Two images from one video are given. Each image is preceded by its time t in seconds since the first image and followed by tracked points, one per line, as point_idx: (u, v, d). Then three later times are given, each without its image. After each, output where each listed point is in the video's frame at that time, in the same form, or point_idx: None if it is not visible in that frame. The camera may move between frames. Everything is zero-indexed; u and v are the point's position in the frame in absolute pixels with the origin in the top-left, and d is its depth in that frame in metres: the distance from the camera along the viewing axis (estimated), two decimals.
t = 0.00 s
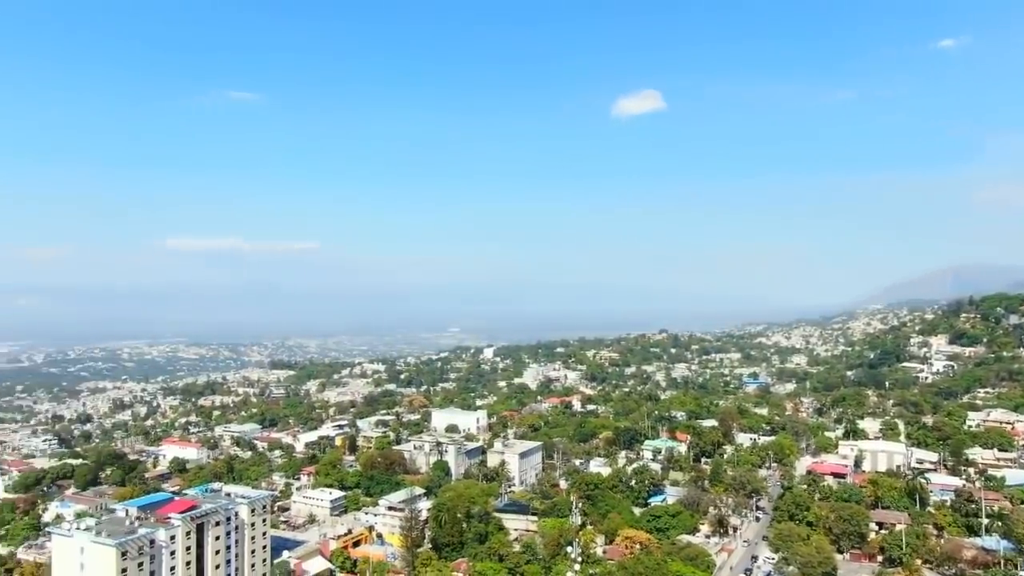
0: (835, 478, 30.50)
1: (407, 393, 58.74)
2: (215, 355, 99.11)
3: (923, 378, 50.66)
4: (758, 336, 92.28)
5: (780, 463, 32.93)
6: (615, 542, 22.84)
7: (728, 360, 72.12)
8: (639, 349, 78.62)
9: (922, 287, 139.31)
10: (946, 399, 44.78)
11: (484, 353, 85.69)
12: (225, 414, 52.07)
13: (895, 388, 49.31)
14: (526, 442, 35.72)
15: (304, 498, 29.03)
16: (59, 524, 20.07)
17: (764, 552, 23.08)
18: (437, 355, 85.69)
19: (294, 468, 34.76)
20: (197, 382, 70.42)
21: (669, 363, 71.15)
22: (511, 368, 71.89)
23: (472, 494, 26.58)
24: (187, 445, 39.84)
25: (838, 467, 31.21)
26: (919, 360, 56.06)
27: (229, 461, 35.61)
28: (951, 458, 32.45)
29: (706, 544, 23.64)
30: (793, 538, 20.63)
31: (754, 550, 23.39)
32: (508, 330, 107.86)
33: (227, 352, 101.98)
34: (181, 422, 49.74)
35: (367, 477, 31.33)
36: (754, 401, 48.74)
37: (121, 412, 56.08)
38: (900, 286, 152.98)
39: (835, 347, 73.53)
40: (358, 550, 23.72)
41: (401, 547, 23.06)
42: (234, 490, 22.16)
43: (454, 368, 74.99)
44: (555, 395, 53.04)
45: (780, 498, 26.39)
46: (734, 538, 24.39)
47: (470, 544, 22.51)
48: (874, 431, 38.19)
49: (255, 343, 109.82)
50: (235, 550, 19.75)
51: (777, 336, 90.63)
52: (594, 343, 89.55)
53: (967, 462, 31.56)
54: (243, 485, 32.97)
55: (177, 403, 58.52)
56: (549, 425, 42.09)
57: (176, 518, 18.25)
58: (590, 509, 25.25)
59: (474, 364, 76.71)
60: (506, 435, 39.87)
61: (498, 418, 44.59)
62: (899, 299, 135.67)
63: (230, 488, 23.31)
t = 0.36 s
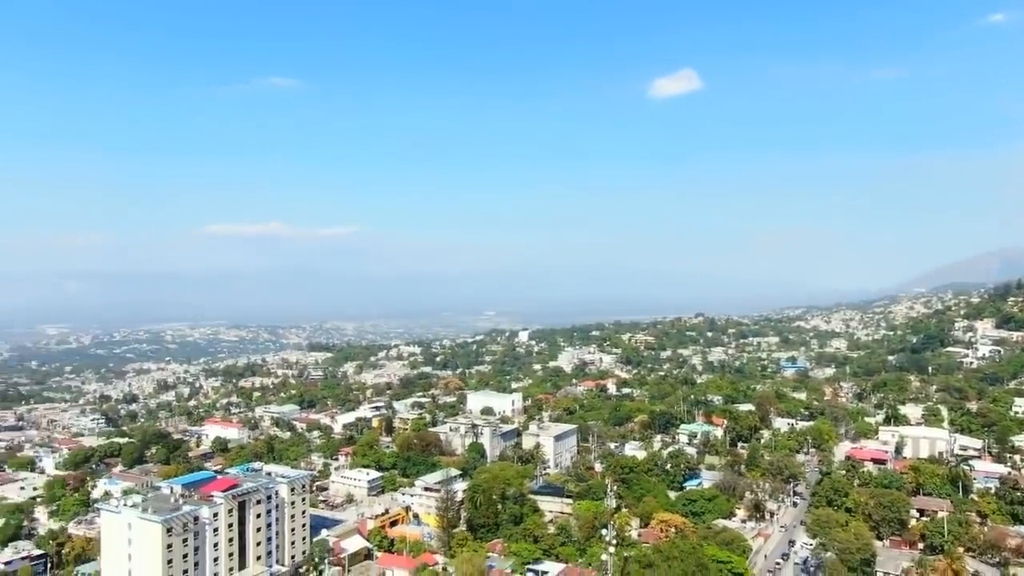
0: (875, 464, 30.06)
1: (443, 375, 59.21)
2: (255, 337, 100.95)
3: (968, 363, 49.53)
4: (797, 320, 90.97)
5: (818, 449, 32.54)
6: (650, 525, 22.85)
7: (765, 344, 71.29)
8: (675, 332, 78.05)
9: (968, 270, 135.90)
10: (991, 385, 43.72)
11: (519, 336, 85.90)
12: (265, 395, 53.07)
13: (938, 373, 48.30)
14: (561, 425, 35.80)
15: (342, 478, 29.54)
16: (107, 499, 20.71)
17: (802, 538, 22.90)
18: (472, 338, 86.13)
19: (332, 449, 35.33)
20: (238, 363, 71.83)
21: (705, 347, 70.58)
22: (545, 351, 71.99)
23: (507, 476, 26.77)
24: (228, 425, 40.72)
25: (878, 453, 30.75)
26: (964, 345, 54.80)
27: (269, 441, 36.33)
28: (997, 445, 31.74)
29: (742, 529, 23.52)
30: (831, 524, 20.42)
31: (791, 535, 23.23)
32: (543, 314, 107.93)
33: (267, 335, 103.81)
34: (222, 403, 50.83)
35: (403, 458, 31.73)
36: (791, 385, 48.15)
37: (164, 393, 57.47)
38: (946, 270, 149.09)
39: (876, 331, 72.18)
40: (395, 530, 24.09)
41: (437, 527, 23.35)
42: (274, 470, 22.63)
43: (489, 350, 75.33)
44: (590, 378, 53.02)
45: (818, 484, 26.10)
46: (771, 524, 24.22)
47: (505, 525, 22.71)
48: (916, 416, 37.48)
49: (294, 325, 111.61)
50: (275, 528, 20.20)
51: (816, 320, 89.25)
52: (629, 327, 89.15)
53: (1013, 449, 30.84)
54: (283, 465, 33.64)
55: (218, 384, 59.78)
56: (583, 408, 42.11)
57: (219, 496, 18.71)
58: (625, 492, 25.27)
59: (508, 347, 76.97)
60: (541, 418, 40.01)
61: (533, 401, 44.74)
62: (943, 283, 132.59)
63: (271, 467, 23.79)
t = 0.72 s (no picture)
0: (918, 467, 29.44)
1: (477, 375, 59.40)
2: (293, 337, 102.42)
3: (1015, 365, 48.21)
4: (836, 320, 89.46)
5: (858, 452, 31.94)
6: (686, 528, 22.66)
7: (804, 345, 70.24)
8: (712, 333, 77.24)
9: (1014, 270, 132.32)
10: None
11: (553, 336, 85.79)
12: (302, 394, 53.80)
13: (984, 376, 47.10)
14: (596, 426, 35.68)
15: (378, 476, 29.80)
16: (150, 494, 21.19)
17: (841, 542, 22.52)
18: (506, 338, 86.24)
19: (368, 447, 35.66)
20: (276, 362, 72.94)
21: (742, 347, 69.77)
22: (580, 351, 71.82)
23: (541, 476, 26.77)
24: (267, 423, 41.34)
25: (921, 457, 30.08)
26: (1011, 347, 53.34)
27: (307, 439, 36.81)
28: None
29: (780, 532, 23.21)
30: (871, 528, 20.04)
31: (831, 539, 22.85)
32: (577, 313, 107.61)
33: (304, 334, 105.22)
34: (261, 401, 51.63)
35: (438, 457, 31.91)
36: (831, 386, 47.34)
37: (205, 391, 58.58)
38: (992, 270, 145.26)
39: (919, 332, 70.66)
40: (430, 528, 24.21)
41: (472, 527, 23.41)
42: (312, 467, 22.93)
43: (524, 350, 75.37)
44: (625, 379, 52.77)
45: (858, 487, 25.60)
46: (810, 527, 23.85)
47: (540, 526, 22.69)
48: (961, 420, 36.58)
49: (331, 325, 112.94)
50: (312, 525, 20.47)
51: (857, 321, 87.58)
52: (664, 327, 88.54)
53: None
54: (320, 463, 34.05)
55: (257, 382, 60.73)
56: (618, 408, 41.92)
57: (257, 493, 19.01)
58: (661, 494, 25.09)
59: (543, 347, 76.93)
60: (576, 418, 39.91)
61: (568, 401, 44.68)
62: (989, 283, 129.31)
63: (308, 465, 24.07)
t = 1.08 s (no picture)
0: (958, 451, 28.94)
1: (511, 355, 59.64)
2: (329, 316, 103.80)
3: None
4: (876, 302, 87.81)
5: (897, 434, 31.50)
6: (720, 508, 22.63)
7: (842, 326, 69.16)
8: (748, 313, 76.40)
9: None
10: None
11: (587, 317, 85.64)
12: (339, 372, 54.60)
13: None
14: (630, 406, 35.68)
15: (413, 454, 30.22)
16: (192, 468, 21.75)
17: (878, 525, 22.31)
18: (540, 318, 86.32)
19: (403, 425, 36.13)
20: (313, 341, 74.02)
21: (778, 328, 68.94)
22: (614, 331, 71.62)
23: (575, 455, 26.90)
24: (304, 400, 42.09)
25: (962, 440, 29.55)
26: None
27: (343, 417, 37.40)
28: None
29: (816, 513, 23.06)
30: (909, 511, 19.81)
31: (868, 521, 22.64)
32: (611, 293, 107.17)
33: (341, 314, 106.52)
34: (299, 379, 52.52)
35: (473, 436, 32.22)
36: (869, 368, 46.62)
37: (244, 369, 59.77)
38: None
39: (962, 314, 69.00)
40: (464, 505, 24.52)
41: (506, 504, 23.64)
42: (348, 444, 23.33)
43: (557, 330, 75.42)
44: (659, 359, 52.58)
45: (897, 470, 25.27)
46: (846, 509, 23.65)
47: (573, 504, 22.85)
48: (1005, 403, 35.79)
49: (366, 305, 114.11)
50: (349, 500, 20.86)
51: (898, 302, 85.88)
52: (699, 308, 87.83)
53: None
54: (356, 440, 34.61)
55: (294, 361, 61.76)
56: (652, 389, 41.86)
57: (295, 469, 19.41)
58: (695, 474, 25.06)
59: (576, 327, 76.91)
60: (610, 398, 39.93)
61: (602, 381, 44.69)
62: None
63: (345, 442, 24.47)
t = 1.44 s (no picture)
0: (1009, 438, 28.19)
1: (550, 337, 59.66)
2: (370, 298, 104.98)
3: None
4: (924, 285, 85.68)
5: (945, 421, 30.80)
6: (760, 493, 22.42)
7: (889, 310, 67.62)
8: (791, 296, 75.14)
9: None
10: None
11: (627, 299, 85.17)
12: (380, 353, 55.24)
13: None
14: (669, 389, 35.47)
15: (453, 435, 30.52)
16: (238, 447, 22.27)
17: (924, 513, 21.89)
18: (579, 301, 86.10)
19: (443, 406, 36.46)
20: (354, 323, 74.96)
21: (823, 312, 67.72)
22: (654, 314, 71.11)
23: (614, 438, 26.87)
24: (346, 381, 42.72)
25: (1013, 428, 28.77)
26: None
27: (384, 398, 37.87)
28: None
29: (859, 500, 22.71)
30: (956, 499, 19.37)
31: (913, 509, 22.24)
32: (651, 275, 106.31)
33: (381, 295, 107.59)
34: (340, 360, 53.30)
35: (511, 417, 32.39)
36: (917, 353, 45.57)
37: (287, 350, 60.89)
38: None
39: (1016, 298, 66.88)
40: (503, 486, 24.72)
41: (544, 486, 23.76)
42: (389, 425, 23.64)
43: (596, 313, 75.19)
44: (700, 342, 52.09)
45: (944, 457, 24.72)
46: (891, 497, 23.25)
47: (611, 487, 22.87)
48: None
49: (407, 286, 115.07)
50: (390, 480, 21.18)
51: (948, 285, 83.60)
52: (741, 291, 86.71)
53: None
54: (396, 420, 35.06)
55: (336, 341, 62.67)
56: (693, 372, 41.56)
57: (337, 448, 19.77)
58: (735, 459, 24.85)
59: (616, 309, 76.56)
60: (649, 381, 39.74)
61: (641, 364, 44.53)
62: None
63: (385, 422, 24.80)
